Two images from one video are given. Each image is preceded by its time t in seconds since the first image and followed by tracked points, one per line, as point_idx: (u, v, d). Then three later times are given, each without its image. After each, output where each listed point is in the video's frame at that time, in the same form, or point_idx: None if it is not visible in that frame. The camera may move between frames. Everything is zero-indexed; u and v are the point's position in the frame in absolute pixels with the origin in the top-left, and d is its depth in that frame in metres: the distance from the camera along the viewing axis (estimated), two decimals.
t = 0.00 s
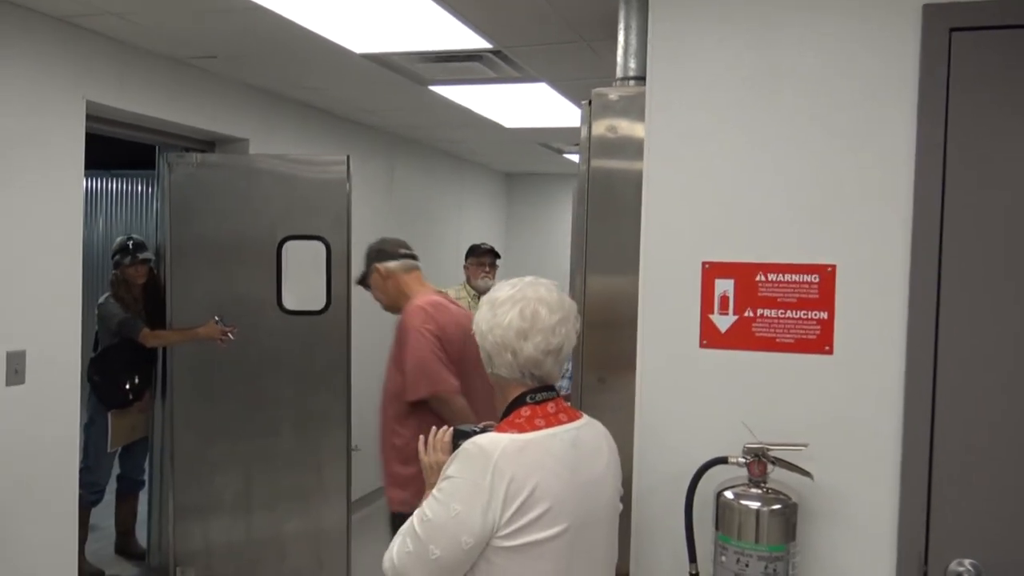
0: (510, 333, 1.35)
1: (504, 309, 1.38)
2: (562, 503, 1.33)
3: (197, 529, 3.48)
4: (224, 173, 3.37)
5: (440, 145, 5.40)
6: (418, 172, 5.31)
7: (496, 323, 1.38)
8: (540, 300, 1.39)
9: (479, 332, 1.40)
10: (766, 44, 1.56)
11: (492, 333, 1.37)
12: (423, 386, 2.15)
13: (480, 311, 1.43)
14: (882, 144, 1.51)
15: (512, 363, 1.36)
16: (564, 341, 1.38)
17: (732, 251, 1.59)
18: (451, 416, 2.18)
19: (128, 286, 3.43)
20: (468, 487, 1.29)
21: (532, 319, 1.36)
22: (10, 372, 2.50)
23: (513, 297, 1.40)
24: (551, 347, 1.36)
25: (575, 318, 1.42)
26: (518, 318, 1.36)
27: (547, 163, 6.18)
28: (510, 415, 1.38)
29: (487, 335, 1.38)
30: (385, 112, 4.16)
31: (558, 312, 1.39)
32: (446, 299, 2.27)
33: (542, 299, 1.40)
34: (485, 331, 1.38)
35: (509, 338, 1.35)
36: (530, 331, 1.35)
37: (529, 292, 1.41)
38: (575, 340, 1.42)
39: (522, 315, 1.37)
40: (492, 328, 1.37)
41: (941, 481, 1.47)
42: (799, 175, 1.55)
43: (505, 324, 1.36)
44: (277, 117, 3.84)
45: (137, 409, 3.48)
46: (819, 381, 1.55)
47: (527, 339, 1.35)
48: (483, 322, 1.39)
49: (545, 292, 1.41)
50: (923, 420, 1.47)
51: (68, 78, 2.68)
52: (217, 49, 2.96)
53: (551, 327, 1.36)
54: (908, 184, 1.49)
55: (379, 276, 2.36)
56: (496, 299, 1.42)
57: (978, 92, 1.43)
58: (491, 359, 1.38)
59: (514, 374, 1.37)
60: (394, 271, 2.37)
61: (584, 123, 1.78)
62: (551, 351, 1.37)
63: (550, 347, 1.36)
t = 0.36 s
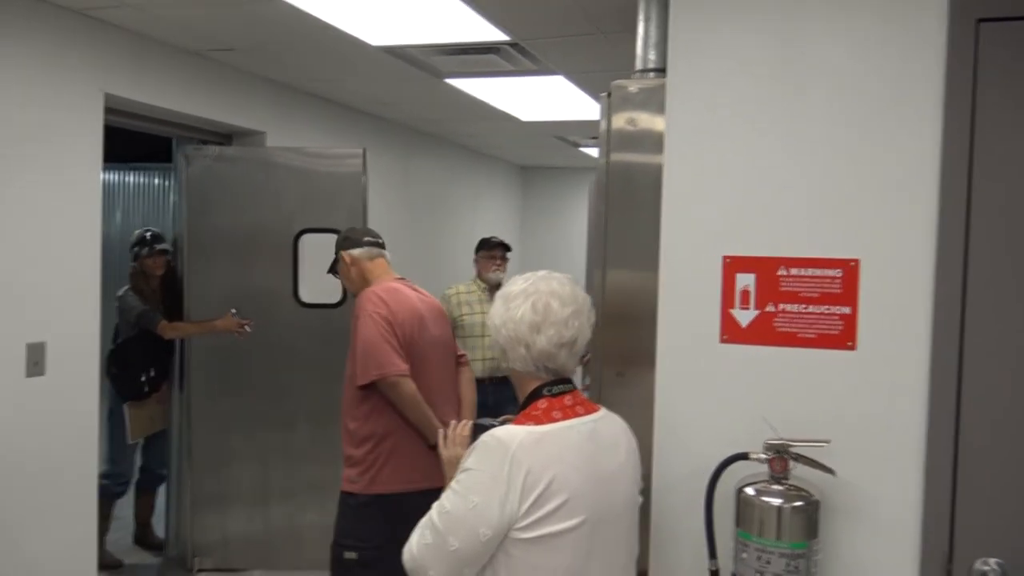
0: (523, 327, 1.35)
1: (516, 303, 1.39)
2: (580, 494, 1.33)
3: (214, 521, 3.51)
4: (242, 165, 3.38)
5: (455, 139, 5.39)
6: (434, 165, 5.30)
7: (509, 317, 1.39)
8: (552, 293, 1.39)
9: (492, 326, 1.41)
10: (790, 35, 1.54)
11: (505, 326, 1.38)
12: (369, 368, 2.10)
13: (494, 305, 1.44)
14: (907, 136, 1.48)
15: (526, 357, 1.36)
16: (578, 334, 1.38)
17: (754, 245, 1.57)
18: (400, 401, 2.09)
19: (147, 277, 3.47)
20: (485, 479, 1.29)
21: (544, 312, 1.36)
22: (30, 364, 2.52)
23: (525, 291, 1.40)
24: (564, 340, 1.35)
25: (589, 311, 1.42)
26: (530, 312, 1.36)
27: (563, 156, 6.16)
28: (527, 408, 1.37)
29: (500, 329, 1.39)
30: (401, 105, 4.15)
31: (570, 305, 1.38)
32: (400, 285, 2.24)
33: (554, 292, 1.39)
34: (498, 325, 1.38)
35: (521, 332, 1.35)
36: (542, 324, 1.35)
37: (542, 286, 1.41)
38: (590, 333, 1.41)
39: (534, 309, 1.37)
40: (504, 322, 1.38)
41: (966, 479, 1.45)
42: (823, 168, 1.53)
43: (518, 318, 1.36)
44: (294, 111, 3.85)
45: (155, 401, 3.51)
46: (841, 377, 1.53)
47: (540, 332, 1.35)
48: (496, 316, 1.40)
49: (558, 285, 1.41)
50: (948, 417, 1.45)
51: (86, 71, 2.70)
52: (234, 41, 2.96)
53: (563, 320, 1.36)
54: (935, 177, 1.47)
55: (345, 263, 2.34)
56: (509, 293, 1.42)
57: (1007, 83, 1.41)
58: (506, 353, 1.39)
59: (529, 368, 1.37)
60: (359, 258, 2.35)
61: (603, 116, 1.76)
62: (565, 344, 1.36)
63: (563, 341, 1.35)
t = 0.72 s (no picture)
0: (566, 321, 1.35)
1: (557, 299, 1.38)
2: (633, 484, 1.31)
3: (261, 510, 3.58)
4: (290, 161, 3.43)
5: (499, 132, 5.39)
6: (478, 159, 5.31)
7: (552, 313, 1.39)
8: (594, 287, 1.38)
9: (538, 324, 1.41)
10: (848, 23, 1.50)
11: (549, 322, 1.37)
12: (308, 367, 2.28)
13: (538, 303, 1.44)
14: (971, 127, 1.43)
15: (571, 351, 1.35)
16: (623, 326, 1.36)
17: (808, 239, 1.53)
18: (337, 398, 2.26)
19: (197, 269, 3.52)
20: (537, 469, 1.28)
21: (587, 306, 1.36)
22: (85, 354, 2.59)
23: (567, 287, 1.40)
24: (609, 332, 1.34)
25: (633, 304, 1.40)
26: (573, 306, 1.36)
27: (608, 149, 6.11)
28: (577, 400, 1.36)
29: (545, 325, 1.39)
30: (445, 99, 4.17)
31: (613, 298, 1.37)
32: (359, 284, 2.36)
33: (594, 286, 1.39)
34: (542, 321, 1.38)
35: (565, 327, 1.35)
36: (585, 318, 1.35)
37: (584, 281, 1.40)
38: (635, 325, 1.40)
39: (576, 303, 1.36)
40: (548, 319, 1.37)
41: None
42: (882, 160, 1.49)
43: (561, 313, 1.36)
44: (340, 104, 3.88)
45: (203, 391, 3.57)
46: (899, 375, 1.49)
47: (584, 325, 1.34)
48: (540, 313, 1.40)
49: (598, 279, 1.40)
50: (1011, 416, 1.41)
51: (139, 68, 2.76)
52: (283, 37, 3.00)
53: (607, 312, 1.35)
54: (999, 169, 1.42)
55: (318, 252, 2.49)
56: (551, 290, 1.42)
57: None
58: (552, 349, 1.38)
59: (576, 362, 1.36)
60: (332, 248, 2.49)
61: (654, 108, 1.74)
62: (610, 337, 1.35)
63: (608, 333, 1.34)
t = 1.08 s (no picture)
0: (602, 314, 1.34)
1: (591, 293, 1.38)
2: (669, 473, 1.31)
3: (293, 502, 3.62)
4: (321, 154, 3.45)
5: (530, 127, 5.38)
6: (509, 154, 5.31)
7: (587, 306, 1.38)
8: (629, 279, 1.37)
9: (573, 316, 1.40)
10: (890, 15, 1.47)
11: (585, 315, 1.37)
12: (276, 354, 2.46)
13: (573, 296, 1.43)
14: (1018, 120, 1.40)
15: (608, 343, 1.34)
16: (659, 318, 1.35)
17: (847, 235, 1.51)
18: (297, 385, 2.43)
19: (231, 264, 3.58)
20: (573, 456, 1.29)
21: (622, 298, 1.35)
22: (123, 346, 2.64)
23: (602, 279, 1.39)
24: (646, 325, 1.33)
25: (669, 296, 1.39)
26: (608, 298, 1.35)
27: (639, 144, 6.07)
28: (613, 392, 1.36)
29: (580, 318, 1.38)
30: (477, 94, 4.17)
31: (648, 290, 1.36)
32: (332, 275, 2.48)
33: (627, 278, 1.38)
34: (578, 313, 1.38)
35: (601, 319, 1.34)
36: (621, 310, 1.34)
37: (618, 273, 1.39)
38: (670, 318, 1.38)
39: (611, 295, 1.35)
40: (583, 313, 1.37)
41: None
42: (924, 155, 1.46)
43: (596, 305, 1.36)
44: (372, 99, 3.90)
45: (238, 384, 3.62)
46: (940, 373, 1.46)
47: (619, 318, 1.33)
48: (575, 306, 1.39)
49: (631, 272, 1.39)
50: None
51: (176, 64, 2.80)
52: (316, 32, 3.02)
53: (642, 304, 1.34)
54: None
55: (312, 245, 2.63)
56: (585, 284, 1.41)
57: None
58: (589, 341, 1.38)
59: (613, 355, 1.35)
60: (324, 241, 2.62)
61: (689, 103, 1.72)
62: (646, 329, 1.34)
63: (645, 326, 1.33)
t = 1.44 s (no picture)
0: (571, 312, 1.41)
1: (561, 293, 1.44)
2: (626, 472, 1.35)
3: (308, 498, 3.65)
4: (338, 151, 3.47)
5: (546, 125, 5.38)
6: (524, 152, 5.31)
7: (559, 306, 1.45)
8: (596, 278, 1.43)
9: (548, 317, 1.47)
10: (909, 12, 1.46)
11: (557, 315, 1.44)
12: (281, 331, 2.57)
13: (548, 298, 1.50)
14: None
15: (579, 340, 1.40)
16: (628, 313, 1.40)
17: (865, 234, 1.50)
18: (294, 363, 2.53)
19: (248, 260, 3.61)
20: (533, 454, 1.36)
21: (589, 296, 1.41)
22: (141, 341, 2.67)
23: (572, 279, 1.46)
24: (614, 320, 1.38)
25: (638, 291, 1.44)
26: (576, 297, 1.41)
27: (655, 141, 6.05)
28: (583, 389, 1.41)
29: (554, 318, 1.45)
30: (492, 91, 4.18)
31: (615, 286, 1.42)
32: (345, 265, 2.60)
33: (595, 276, 1.44)
34: (551, 314, 1.45)
35: (570, 318, 1.41)
36: (589, 308, 1.40)
37: (588, 273, 1.45)
38: (642, 310, 1.43)
39: (579, 294, 1.42)
40: (555, 313, 1.43)
41: None
42: (943, 153, 1.45)
43: (566, 304, 1.42)
44: (388, 97, 3.91)
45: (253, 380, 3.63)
46: (958, 373, 1.45)
47: (588, 315, 1.39)
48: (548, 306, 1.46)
49: (599, 270, 1.45)
50: None
51: (194, 62, 2.82)
52: (332, 30, 3.04)
53: (608, 300, 1.39)
54: None
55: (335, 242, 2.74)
56: (558, 286, 1.48)
57: None
58: (564, 340, 1.44)
59: (588, 352, 1.41)
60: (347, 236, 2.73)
61: (705, 100, 1.71)
62: (616, 324, 1.39)
63: (614, 320, 1.38)
